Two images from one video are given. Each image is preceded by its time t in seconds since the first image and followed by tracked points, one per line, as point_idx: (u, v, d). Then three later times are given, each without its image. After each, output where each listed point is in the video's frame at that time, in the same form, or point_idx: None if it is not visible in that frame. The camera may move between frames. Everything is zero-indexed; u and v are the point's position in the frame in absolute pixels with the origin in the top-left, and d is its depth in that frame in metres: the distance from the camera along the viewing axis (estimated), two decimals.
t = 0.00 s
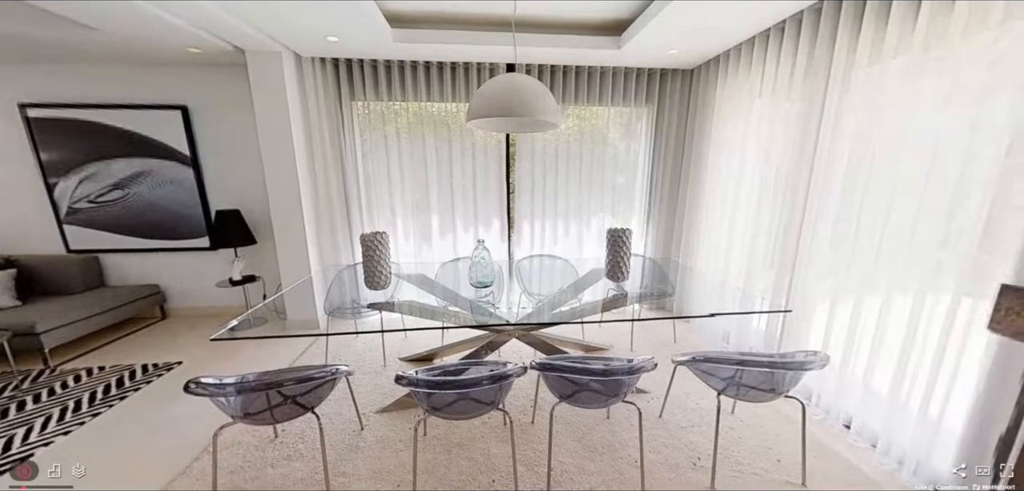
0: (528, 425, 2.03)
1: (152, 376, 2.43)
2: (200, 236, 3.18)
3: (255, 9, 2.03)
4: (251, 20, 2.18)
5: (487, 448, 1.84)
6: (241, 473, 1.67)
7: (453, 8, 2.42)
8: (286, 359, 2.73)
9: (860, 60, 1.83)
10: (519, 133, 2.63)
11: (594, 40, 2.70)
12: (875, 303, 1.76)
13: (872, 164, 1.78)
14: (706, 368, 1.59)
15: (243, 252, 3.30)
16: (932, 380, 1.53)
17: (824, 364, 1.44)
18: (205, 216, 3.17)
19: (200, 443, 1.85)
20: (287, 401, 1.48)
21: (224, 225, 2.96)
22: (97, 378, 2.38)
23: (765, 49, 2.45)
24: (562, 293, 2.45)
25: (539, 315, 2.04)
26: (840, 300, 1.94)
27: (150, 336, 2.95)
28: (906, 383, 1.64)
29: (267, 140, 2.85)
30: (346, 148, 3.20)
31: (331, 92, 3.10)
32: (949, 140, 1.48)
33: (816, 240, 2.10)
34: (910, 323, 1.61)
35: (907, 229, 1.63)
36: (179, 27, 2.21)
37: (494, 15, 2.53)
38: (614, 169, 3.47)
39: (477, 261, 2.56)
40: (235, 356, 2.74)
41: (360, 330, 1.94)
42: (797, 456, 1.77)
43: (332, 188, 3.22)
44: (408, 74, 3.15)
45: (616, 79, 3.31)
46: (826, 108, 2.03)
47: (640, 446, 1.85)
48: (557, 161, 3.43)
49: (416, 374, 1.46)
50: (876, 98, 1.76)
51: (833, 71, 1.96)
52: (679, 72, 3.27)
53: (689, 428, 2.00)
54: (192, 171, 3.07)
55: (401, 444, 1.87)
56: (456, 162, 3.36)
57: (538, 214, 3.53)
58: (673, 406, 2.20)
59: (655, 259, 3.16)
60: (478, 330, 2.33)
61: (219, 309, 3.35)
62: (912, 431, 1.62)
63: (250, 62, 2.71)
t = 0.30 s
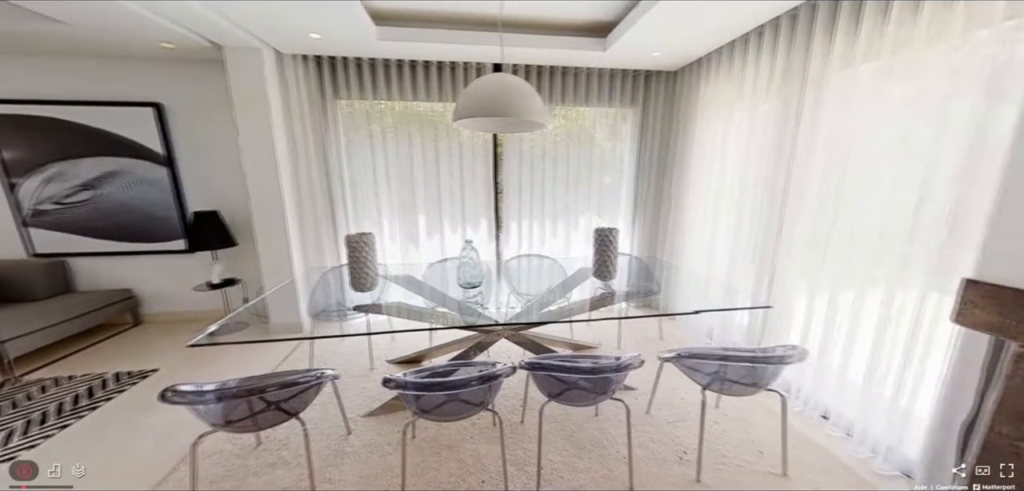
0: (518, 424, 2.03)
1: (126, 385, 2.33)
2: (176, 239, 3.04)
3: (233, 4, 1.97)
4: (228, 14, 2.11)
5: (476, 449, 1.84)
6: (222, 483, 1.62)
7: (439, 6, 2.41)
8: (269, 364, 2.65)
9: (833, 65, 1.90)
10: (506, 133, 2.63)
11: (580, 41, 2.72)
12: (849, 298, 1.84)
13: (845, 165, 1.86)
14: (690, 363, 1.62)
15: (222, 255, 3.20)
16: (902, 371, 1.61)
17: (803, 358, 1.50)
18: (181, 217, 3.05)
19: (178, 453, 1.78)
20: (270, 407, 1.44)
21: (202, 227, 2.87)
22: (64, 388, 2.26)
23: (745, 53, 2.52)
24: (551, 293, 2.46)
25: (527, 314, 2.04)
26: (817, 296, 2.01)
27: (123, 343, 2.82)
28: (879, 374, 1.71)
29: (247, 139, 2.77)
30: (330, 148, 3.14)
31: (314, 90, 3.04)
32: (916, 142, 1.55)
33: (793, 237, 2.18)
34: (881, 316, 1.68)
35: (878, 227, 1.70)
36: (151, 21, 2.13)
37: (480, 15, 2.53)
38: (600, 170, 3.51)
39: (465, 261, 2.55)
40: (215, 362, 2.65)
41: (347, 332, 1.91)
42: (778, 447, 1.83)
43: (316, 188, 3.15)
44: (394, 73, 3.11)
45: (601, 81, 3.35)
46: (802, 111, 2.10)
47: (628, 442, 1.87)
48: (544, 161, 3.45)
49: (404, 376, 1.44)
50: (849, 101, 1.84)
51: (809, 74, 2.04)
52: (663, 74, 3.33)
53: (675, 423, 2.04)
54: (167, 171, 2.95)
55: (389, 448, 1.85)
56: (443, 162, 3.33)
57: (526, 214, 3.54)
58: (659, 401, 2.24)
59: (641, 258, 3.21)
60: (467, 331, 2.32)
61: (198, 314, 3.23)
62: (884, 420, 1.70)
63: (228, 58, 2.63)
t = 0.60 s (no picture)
0: (509, 424, 2.03)
1: (102, 393, 2.24)
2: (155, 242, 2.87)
3: None
4: (209, 10, 2.06)
5: (467, 450, 1.83)
6: None
7: (426, 5, 2.39)
8: (254, 369, 2.59)
9: (813, 68, 1.96)
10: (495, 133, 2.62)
11: (568, 41, 2.73)
12: (829, 295, 1.89)
13: (824, 165, 1.91)
14: (678, 361, 1.65)
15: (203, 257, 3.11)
16: (879, 365, 1.66)
17: (785, 352, 1.54)
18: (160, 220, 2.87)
19: (158, 462, 1.72)
20: (256, 413, 1.41)
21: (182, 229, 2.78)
22: (34, 398, 2.16)
23: (729, 56, 2.58)
24: (541, 292, 2.47)
25: (518, 314, 2.05)
26: (799, 293, 2.07)
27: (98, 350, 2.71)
28: (858, 368, 1.77)
29: (230, 138, 2.70)
30: (316, 147, 3.09)
31: (299, 88, 2.98)
32: (891, 144, 1.61)
33: (775, 236, 2.24)
34: (859, 312, 1.74)
35: (856, 225, 1.76)
36: (127, 15, 2.05)
37: (468, 15, 2.52)
38: (589, 170, 3.54)
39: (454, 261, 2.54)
40: (196, 368, 2.57)
41: (334, 335, 1.87)
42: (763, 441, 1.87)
43: (302, 188, 3.09)
44: (381, 72, 3.07)
45: (590, 82, 3.37)
46: (784, 112, 2.16)
47: (618, 439, 1.89)
48: (533, 161, 3.46)
49: (394, 379, 1.43)
50: (828, 104, 1.89)
51: (790, 78, 2.10)
52: (650, 75, 3.38)
53: (664, 419, 2.07)
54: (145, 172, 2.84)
55: (379, 451, 1.82)
56: (431, 162, 3.31)
57: (515, 214, 3.54)
58: (648, 398, 2.27)
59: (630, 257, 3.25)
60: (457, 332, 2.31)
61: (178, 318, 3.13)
62: (863, 412, 1.75)
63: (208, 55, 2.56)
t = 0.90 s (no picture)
0: (499, 424, 2.03)
1: (71, 404, 2.13)
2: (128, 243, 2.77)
3: None
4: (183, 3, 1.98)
5: (457, 452, 1.82)
6: None
7: (411, 3, 2.36)
8: (235, 375, 2.51)
9: (792, 72, 2.02)
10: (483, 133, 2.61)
11: (555, 41, 2.75)
12: (808, 290, 1.96)
13: (802, 166, 1.98)
14: (664, 357, 1.68)
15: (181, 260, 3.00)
16: (854, 358, 1.73)
17: (768, 347, 1.59)
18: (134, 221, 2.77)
19: (133, 474, 1.65)
20: (238, 420, 1.37)
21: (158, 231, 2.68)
22: None
23: (711, 58, 2.63)
24: (530, 292, 2.48)
25: (507, 314, 2.04)
26: (779, 289, 2.13)
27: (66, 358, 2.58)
28: (835, 361, 1.84)
29: (208, 136, 2.61)
30: (299, 146, 3.02)
31: (280, 86, 2.90)
32: (864, 145, 1.68)
33: (756, 234, 2.30)
34: (836, 306, 1.81)
35: (832, 223, 1.83)
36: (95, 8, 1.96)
37: (455, 14, 2.51)
38: (576, 170, 3.56)
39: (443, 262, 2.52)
40: (174, 375, 2.47)
41: (320, 338, 1.83)
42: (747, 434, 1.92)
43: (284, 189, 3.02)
44: (366, 70, 3.02)
45: (577, 82, 3.40)
46: (764, 114, 2.23)
47: (607, 437, 1.91)
48: (520, 161, 3.46)
49: (382, 381, 1.41)
50: (805, 106, 1.96)
51: (770, 81, 2.16)
52: (635, 76, 3.43)
53: (651, 415, 2.10)
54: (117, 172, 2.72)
55: (368, 455, 1.79)
56: (418, 162, 3.27)
57: (504, 213, 3.54)
58: (636, 395, 2.31)
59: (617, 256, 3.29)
60: (446, 333, 2.29)
61: (154, 324, 3.01)
62: (840, 403, 1.82)
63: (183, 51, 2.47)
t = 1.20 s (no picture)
0: (489, 425, 2.03)
1: (38, 415, 2.02)
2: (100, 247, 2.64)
3: None
4: None
5: (447, 454, 1.81)
6: None
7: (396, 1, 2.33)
8: (216, 381, 2.43)
9: (770, 75, 2.08)
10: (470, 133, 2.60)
11: (542, 42, 2.76)
12: (788, 287, 2.02)
13: (781, 166, 2.03)
14: (651, 354, 1.71)
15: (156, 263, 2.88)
16: (832, 352, 1.79)
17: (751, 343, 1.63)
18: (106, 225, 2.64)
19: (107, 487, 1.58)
20: (218, 427, 1.32)
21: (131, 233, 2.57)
22: None
23: (694, 61, 2.69)
24: (519, 292, 2.48)
25: (496, 314, 2.04)
26: (761, 286, 2.19)
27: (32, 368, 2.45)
28: (814, 354, 1.90)
29: (184, 135, 2.52)
30: (282, 145, 2.94)
31: (261, 83, 2.83)
32: (839, 146, 1.75)
33: (738, 232, 2.36)
34: (814, 302, 1.87)
35: (810, 221, 1.89)
36: None
37: (441, 13, 2.49)
38: (564, 170, 3.58)
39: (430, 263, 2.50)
40: (149, 383, 2.38)
41: (304, 342, 1.78)
42: (731, 427, 1.97)
43: (266, 189, 2.94)
44: (350, 68, 2.97)
45: (564, 83, 3.42)
46: (745, 116, 2.28)
47: (596, 434, 1.93)
48: (508, 161, 3.46)
49: (369, 384, 1.38)
50: (783, 108, 2.02)
51: (750, 84, 2.22)
52: (621, 78, 3.47)
53: (639, 411, 2.14)
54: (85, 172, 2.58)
55: (356, 460, 1.77)
56: (405, 162, 3.24)
57: (492, 214, 3.53)
58: (624, 392, 2.34)
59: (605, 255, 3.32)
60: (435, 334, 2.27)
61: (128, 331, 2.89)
62: (818, 396, 1.88)
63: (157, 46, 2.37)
